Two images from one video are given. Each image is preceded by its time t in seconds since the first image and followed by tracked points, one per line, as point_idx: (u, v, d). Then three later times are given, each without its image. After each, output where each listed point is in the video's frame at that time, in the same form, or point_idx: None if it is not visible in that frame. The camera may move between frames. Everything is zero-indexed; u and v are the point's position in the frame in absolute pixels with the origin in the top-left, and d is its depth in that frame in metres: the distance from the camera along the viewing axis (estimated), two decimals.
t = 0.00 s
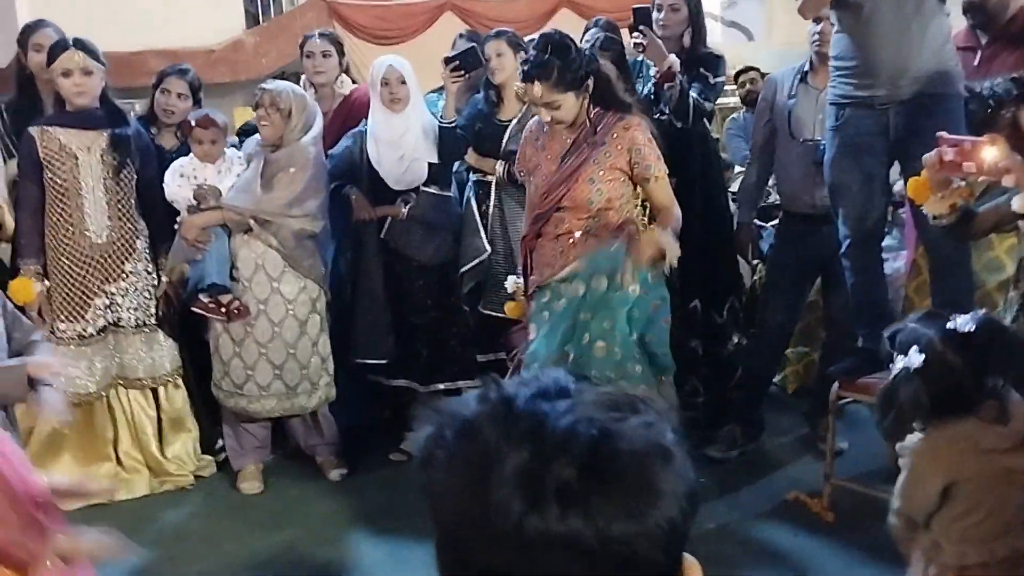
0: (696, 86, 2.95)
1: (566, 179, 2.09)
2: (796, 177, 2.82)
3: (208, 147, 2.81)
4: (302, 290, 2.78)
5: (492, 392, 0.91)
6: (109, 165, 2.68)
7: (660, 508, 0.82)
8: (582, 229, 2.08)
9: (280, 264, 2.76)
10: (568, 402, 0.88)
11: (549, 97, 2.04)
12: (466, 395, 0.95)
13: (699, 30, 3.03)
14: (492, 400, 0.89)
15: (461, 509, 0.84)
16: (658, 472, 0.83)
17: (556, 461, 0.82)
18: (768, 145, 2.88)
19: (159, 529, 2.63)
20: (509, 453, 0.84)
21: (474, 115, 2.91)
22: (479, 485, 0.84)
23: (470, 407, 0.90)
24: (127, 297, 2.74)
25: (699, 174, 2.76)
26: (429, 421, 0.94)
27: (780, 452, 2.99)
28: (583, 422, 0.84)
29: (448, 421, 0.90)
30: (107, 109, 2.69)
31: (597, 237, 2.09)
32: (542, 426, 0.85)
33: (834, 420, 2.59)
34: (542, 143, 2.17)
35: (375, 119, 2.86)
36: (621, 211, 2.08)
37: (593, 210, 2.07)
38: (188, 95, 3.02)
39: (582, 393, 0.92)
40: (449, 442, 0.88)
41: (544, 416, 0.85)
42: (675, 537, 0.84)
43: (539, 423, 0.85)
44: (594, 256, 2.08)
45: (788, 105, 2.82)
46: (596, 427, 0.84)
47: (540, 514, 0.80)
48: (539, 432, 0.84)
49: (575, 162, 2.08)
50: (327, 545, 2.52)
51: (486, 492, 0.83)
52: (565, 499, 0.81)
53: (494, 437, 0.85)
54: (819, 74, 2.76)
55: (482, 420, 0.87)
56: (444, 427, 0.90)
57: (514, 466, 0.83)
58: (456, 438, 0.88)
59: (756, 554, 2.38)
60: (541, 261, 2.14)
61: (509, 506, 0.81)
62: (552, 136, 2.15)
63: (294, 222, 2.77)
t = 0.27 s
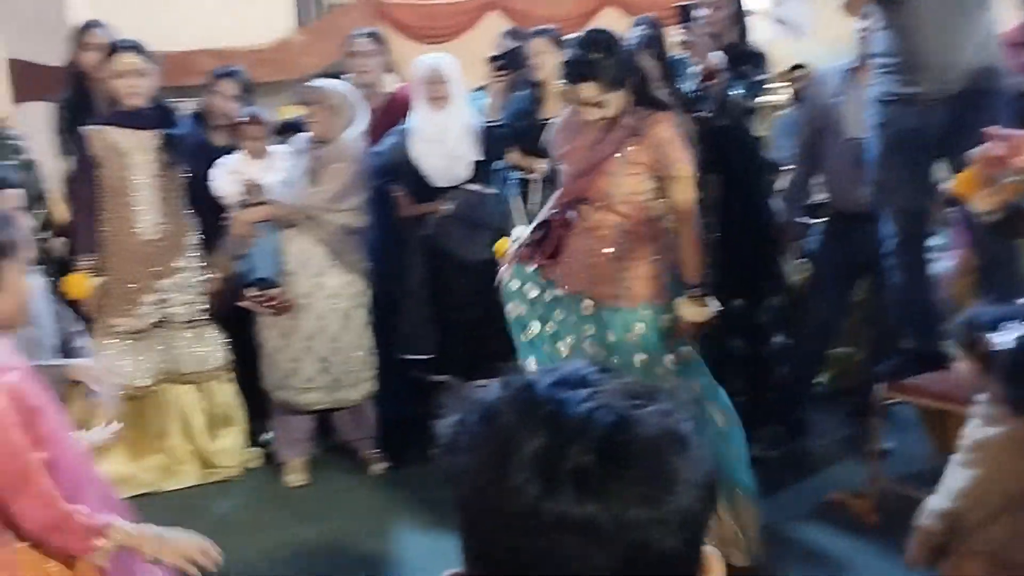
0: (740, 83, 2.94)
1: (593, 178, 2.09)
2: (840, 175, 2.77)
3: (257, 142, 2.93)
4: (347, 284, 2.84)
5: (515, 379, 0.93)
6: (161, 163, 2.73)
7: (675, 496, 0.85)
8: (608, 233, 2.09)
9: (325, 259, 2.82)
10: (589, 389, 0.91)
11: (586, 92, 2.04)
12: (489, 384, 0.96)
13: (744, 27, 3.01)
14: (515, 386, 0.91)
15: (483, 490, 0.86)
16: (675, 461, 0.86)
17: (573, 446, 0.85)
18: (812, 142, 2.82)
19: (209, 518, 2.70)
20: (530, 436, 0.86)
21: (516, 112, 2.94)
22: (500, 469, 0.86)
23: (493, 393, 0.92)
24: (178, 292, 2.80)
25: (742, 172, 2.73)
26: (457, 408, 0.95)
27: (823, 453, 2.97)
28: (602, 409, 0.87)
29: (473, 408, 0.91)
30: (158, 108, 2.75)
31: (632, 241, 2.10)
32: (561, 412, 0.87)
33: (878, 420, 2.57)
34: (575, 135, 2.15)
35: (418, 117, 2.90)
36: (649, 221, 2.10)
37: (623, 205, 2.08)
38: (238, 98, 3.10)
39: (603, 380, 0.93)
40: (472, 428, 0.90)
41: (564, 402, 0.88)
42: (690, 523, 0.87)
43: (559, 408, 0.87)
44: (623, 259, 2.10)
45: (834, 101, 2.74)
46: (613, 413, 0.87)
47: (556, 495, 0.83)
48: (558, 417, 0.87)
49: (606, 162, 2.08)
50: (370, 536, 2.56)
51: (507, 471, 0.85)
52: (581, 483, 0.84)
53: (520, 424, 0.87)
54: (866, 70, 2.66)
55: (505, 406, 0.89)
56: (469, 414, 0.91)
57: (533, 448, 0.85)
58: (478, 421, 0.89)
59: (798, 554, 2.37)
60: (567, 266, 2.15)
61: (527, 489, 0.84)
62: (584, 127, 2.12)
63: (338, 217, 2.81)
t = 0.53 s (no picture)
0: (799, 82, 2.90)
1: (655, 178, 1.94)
2: (900, 174, 2.73)
3: (315, 141, 2.89)
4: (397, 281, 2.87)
5: (556, 380, 0.85)
6: (222, 163, 2.80)
7: (719, 497, 0.77)
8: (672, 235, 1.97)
9: (378, 256, 2.85)
10: (629, 388, 0.82)
11: (671, 95, 1.85)
12: (532, 387, 0.88)
13: (803, 25, 2.97)
14: (556, 386, 0.83)
15: (520, 495, 0.78)
16: (717, 461, 0.78)
17: (612, 446, 0.77)
18: (874, 142, 2.80)
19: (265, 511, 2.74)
20: (569, 435, 0.78)
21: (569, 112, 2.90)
22: (539, 473, 0.77)
23: (535, 396, 0.84)
24: (237, 288, 2.87)
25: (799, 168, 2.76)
26: (503, 410, 0.88)
27: (881, 457, 2.91)
28: (642, 408, 0.79)
29: (515, 407, 0.82)
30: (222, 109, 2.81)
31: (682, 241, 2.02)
32: (599, 414, 0.79)
33: (938, 425, 2.51)
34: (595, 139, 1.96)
35: (475, 116, 2.95)
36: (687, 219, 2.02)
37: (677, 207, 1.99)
38: (297, 97, 3.13)
39: (644, 381, 0.84)
40: (513, 429, 0.81)
41: (603, 403, 0.79)
42: (734, 526, 0.79)
43: (597, 410, 0.79)
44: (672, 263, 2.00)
45: (895, 101, 2.70)
46: (653, 413, 0.79)
47: (597, 496, 0.75)
48: (599, 417, 0.78)
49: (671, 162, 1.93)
50: (421, 532, 2.59)
51: (545, 469, 0.77)
52: (621, 483, 0.76)
53: (559, 423, 0.79)
54: (928, 69, 2.60)
55: (547, 406, 0.80)
56: (511, 416, 0.82)
57: (574, 450, 0.77)
58: (522, 423, 0.80)
59: (853, 559, 2.34)
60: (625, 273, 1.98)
61: (566, 492, 0.76)
62: (626, 121, 1.93)
63: (394, 213, 2.85)
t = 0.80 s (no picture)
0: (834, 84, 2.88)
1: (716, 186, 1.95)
2: (937, 179, 2.69)
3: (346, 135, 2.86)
4: (425, 278, 2.87)
5: (584, 370, 0.83)
6: (256, 157, 2.82)
7: (746, 486, 0.74)
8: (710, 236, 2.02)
9: (406, 252, 2.86)
10: (658, 378, 0.80)
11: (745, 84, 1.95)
12: (562, 375, 0.87)
13: (840, 27, 2.94)
14: (585, 376, 0.81)
15: (548, 482, 0.76)
16: (744, 450, 0.74)
17: (639, 433, 0.74)
18: (911, 145, 2.77)
19: (291, 503, 2.76)
20: (597, 423, 0.76)
21: (602, 111, 2.93)
22: (567, 460, 0.76)
23: (563, 386, 0.82)
24: (268, 282, 2.89)
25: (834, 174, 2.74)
26: (531, 401, 0.86)
27: (911, 463, 2.88)
28: (670, 397, 0.76)
29: (544, 396, 0.81)
30: (256, 105, 2.82)
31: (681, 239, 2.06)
32: (627, 403, 0.76)
33: (971, 433, 2.48)
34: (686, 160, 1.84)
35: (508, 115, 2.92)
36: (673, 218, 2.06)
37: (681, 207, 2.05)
38: (330, 93, 3.15)
39: (673, 372, 0.83)
40: (541, 417, 0.80)
41: (631, 392, 0.77)
42: (765, 518, 0.76)
43: (625, 399, 0.76)
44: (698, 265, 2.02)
45: (934, 105, 2.66)
46: (681, 402, 0.76)
47: (623, 484, 0.73)
48: (626, 405, 0.76)
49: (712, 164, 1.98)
50: (447, 527, 2.59)
51: (573, 456, 0.75)
52: (647, 469, 0.73)
53: (586, 410, 0.77)
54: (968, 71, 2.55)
55: (575, 395, 0.79)
56: (540, 405, 0.81)
57: (602, 438, 0.75)
58: (550, 411, 0.79)
59: (881, 565, 2.32)
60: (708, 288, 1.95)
61: (593, 479, 0.74)
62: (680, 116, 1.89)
63: (424, 210, 2.86)
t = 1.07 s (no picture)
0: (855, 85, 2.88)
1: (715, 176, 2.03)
2: (960, 182, 2.67)
3: (364, 133, 2.90)
4: (443, 275, 2.87)
5: (610, 368, 0.86)
6: (276, 153, 2.83)
7: (774, 482, 0.75)
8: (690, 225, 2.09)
9: (424, 250, 2.86)
10: (683, 377, 0.81)
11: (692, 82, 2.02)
12: (587, 375, 0.89)
13: (863, 28, 2.93)
14: (610, 375, 0.84)
15: (577, 481, 0.78)
16: (771, 447, 0.76)
17: (664, 432, 0.76)
18: (934, 147, 2.74)
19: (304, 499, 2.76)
20: (624, 422, 0.77)
21: (618, 111, 2.91)
22: (594, 458, 0.77)
23: (586, 385, 0.85)
24: (286, 277, 2.90)
25: (854, 173, 2.76)
26: (553, 401, 0.88)
27: (928, 467, 2.86)
28: (694, 395, 0.78)
29: (569, 398, 0.84)
30: (275, 99, 2.84)
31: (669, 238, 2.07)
32: (652, 400, 0.78)
33: (990, 438, 2.46)
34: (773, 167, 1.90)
35: (525, 113, 2.90)
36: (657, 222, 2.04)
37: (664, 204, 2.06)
38: (349, 89, 3.16)
39: (700, 369, 0.84)
40: (566, 417, 0.82)
41: (656, 390, 0.79)
42: (793, 514, 0.77)
43: (650, 396, 0.78)
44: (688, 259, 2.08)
45: (958, 107, 2.62)
46: (706, 399, 0.77)
47: (648, 481, 0.74)
48: (651, 404, 0.77)
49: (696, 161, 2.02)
50: (459, 525, 2.60)
51: (598, 455, 0.77)
52: (672, 467, 0.74)
53: (612, 411, 0.79)
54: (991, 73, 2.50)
55: (600, 397, 0.81)
56: (567, 404, 0.84)
57: (626, 437, 0.76)
58: (576, 411, 0.82)
59: (896, 569, 2.30)
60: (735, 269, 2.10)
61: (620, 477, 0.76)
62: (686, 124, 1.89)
63: (443, 209, 2.86)
